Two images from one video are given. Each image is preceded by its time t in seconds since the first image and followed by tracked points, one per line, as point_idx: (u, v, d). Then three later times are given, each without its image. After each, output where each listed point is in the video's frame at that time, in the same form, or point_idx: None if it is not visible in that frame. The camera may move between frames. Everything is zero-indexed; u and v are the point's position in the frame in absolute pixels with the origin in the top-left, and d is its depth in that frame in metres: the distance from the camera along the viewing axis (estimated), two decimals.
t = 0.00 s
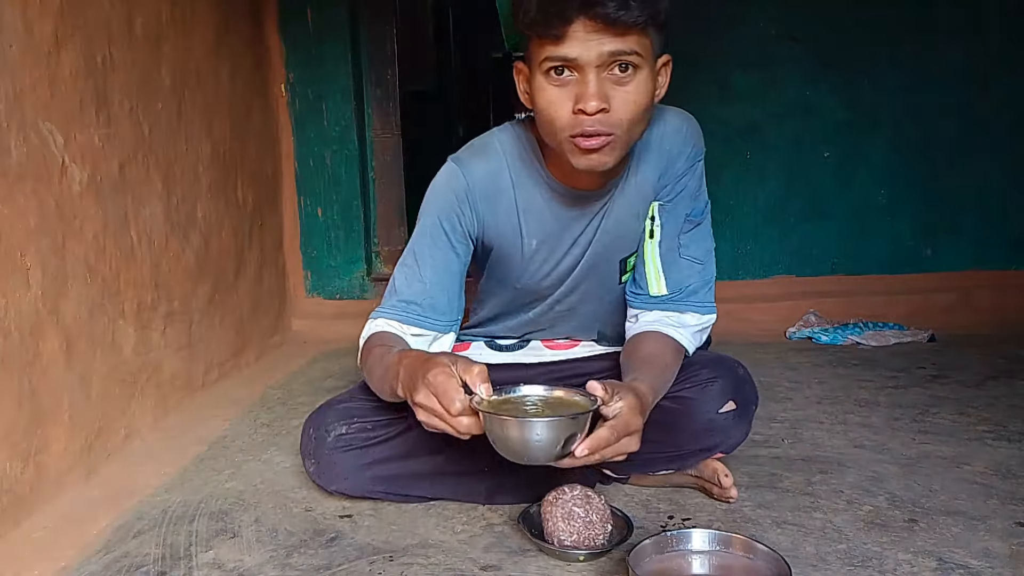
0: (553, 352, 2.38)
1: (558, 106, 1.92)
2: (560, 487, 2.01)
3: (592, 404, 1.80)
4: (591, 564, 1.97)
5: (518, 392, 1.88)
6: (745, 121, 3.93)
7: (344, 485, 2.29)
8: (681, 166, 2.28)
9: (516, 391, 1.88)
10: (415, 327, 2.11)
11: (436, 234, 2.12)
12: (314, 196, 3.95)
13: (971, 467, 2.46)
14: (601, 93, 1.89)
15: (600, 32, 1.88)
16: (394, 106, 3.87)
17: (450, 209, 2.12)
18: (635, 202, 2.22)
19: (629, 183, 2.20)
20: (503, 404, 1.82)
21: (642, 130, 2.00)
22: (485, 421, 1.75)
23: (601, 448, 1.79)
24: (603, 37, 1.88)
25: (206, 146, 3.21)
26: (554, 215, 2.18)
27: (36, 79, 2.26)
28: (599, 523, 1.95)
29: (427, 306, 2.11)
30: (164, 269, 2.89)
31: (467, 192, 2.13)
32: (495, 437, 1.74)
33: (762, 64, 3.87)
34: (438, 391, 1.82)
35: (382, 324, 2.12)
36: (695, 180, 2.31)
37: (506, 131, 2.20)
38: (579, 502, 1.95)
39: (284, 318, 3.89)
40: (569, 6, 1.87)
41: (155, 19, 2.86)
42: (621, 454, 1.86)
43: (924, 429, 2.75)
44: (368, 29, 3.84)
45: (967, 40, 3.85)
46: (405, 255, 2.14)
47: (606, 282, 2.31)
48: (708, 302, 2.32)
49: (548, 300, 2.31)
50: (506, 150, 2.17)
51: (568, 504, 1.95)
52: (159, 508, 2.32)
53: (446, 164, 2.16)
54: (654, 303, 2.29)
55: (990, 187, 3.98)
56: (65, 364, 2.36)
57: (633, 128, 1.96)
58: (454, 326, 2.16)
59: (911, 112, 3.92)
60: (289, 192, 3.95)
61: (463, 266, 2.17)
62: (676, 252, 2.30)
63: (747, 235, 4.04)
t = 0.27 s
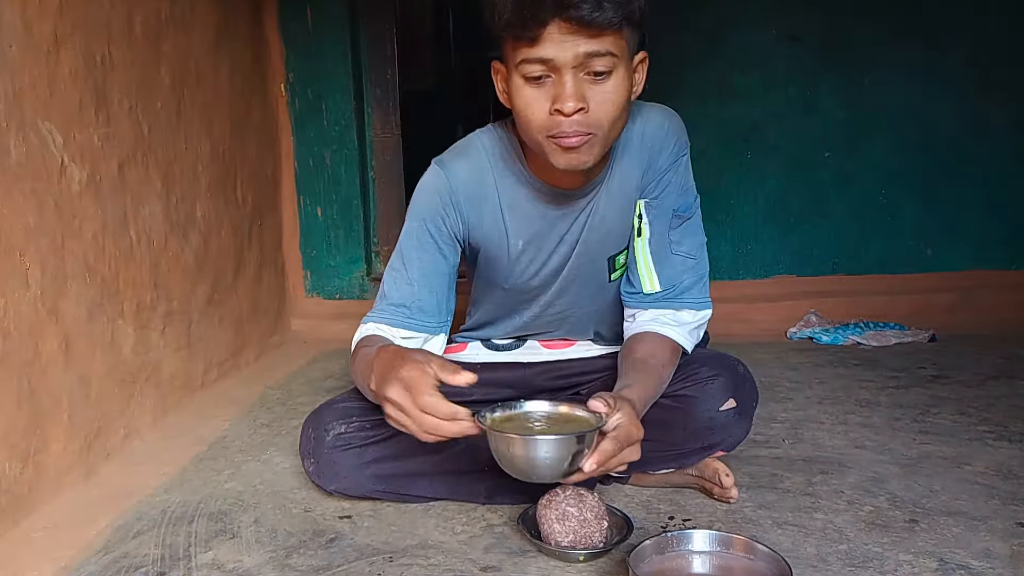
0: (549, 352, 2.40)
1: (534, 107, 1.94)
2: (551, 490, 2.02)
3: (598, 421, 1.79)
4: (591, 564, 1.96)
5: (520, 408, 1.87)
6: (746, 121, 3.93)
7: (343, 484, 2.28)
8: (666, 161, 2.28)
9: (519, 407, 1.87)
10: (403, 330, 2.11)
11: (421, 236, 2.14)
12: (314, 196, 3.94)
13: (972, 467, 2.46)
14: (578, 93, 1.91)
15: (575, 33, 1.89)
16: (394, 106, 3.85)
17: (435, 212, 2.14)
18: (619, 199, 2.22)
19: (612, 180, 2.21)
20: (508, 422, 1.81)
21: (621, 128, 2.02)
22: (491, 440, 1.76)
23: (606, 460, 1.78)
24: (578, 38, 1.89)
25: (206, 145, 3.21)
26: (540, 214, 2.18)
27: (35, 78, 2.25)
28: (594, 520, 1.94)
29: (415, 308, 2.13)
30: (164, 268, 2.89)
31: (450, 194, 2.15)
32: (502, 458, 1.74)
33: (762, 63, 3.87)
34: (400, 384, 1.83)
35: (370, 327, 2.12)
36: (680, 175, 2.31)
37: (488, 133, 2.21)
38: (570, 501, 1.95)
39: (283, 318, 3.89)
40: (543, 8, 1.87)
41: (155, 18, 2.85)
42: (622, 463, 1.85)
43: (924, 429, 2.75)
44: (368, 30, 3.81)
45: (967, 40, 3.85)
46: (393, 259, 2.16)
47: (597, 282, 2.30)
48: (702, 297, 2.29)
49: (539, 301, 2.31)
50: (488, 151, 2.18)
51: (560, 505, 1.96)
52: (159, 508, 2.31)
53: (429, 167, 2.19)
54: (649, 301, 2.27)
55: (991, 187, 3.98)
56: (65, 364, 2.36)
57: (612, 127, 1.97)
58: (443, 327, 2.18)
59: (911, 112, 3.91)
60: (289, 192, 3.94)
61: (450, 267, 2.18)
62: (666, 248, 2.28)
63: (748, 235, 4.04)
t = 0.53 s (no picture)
0: (550, 352, 2.40)
1: (536, 112, 1.94)
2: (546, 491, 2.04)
3: (610, 425, 1.78)
4: (592, 564, 1.96)
5: (532, 408, 1.90)
6: (746, 121, 3.92)
7: (343, 485, 2.28)
8: (667, 163, 2.27)
9: (531, 408, 1.89)
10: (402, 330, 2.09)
11: (422, 234, 2.14)
12: (314, 196, 3.94)
13: (972, 467, 2.46)
14: (579, 98, 1.91)
15: (577, 38, 1.87)
16: (394, 106, 3.85)
17: (436, 211, 2.14)
18: (621, 200, 2.22)
19: (614, 181, 2.21)
20: (519, 424, 1.82)
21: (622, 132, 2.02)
22: (501, 439, 1.77)
23: (614, 463, 1.78)
24: (580, 43, 1.88)
25: (206, 145, 3.21)
26: (540, 214, 2.18)
27: (35, 79, 2.25)
28: (589, 519, 1.94)
29: (417, 306, 2.09)
30: (164, 268, 2.88)
31: (451, 193, 2.15)
32: (512, 457, 1.75)
33: (762, 63, 3.87)
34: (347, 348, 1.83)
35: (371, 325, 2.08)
36: (682, 176, 2.30)
37: (489, 133, 2.21)
38: (563, 501, 1.96)
39: (283, 318, 3.89)
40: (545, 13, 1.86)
41: (154, 18, 2.85)
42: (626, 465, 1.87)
43: (924, 429, 2.75)
44: (368, 31, 3.81)
45: (967, 40, 3.84)
46: (393, 258, 2.14)
47: (598, 282, 2.30)
48: (704, 299, 2.28)
49: (539, 300, 2.31)
50: (489, 151, 2.18)
51: (555, 507, 1.96)
52: (159, 508, 2.31)
53: (430, 166, 2.18)
54: (650, 303, 2.26)
55: (990, 187, 3.98)
56: (65, 363, 2.36)
57: (613, 131, 1.97)
58: (439, 325, 2.15)
59: (911, 112, 3.91)
60: (289, 192, 3.94)
61: (450, 266, 2.17)
62: (668, 250, 2.28)
63: (748, 235, 4.04)
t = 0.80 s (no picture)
0: (550, 352, 2.38)
1: (540, 111, 1.94)
2: (545, 492, 2.04)
3: (608, 422, 1.78)
4: (592, 564, 1.96)
5: (530, 408, 1.89)
6: (746, 121, 3.92)
7: (342, 485, 2.28)
8: (670, 163, 2.27)
9: (528, 408, 1.89)
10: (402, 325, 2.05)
11: (427, 231, 2.12)
12: (314, 196, 3.94)
13: (972, 467, 2.46)
14: (583, 98, 1.90)
15: (582, 38, 1.87)
16: (394, 106, 3.86)
17: (440, 208, 2.13)
18: (623, 200, 2.22)
19: (616, 181, 2.21)
20: (516, 424, 1.82)
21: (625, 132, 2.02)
22: (499, 441, 1.76)
23: (613, 460, 1.78)
24: (584, 43, 1.87)
25: (206, 145, 3.21)
26: (544, 213, 2.18)
27: (35, 79, 2.25)
28: (588, 518, 1.95)
29: (422, 302, 2.07)
30: (164, 268, 2.89)
31: (456, 190, 2.14)
32: (509, 458, 1.75)
33: (762, 63, 3.87)
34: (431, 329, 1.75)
35: (375, 319, 2.05)
36: (684, 177, 2.30)
37: (493, 131, 2.21)
38: (563, 501, 1.96)
39: (284, 318, 3.89)
40: (551, 12, 1.85)
41: (155, 19, 2.85)
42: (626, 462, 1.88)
43: (924, 429, 2.75)
44: (368, 31, 3.82)
45: (967, 40, 3.85)
46: (397, 254, 2.12)
47: (599, 282, 2.31)
48: (704, 300, 2.29)
49: (541, 299, 2.31)
50: (494, 149, 2.18)
51: (554, 506, 1.96)
52: (159, 508, 2.31)
53: (434, 163, 2.17)
54: (650, 303, 2.27)
55: (990, 188, 3.98)
56: (65, 363, 2.36)
57: (616, 131, 1.97)
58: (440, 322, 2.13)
59: (911, 112, 3.91)
60: (289, 192, 3.94)
61: (454, 263, 2.16)
62: (669, 250, 2.28)
63: (748, 235, 4.04)
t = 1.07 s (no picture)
0: (550, 351, 2.40)
1: (545, 108, 1.94)
2: (544, 492, 2.04)
3: (608, 418, 1.80)
4: (592, 564, 1.96)
5: (529, 403, 1.90)
6: (746, 121, 3.92)
7: (342, 485, 2.28)
8: (674, 164, 2.28)
9: (528, 402, 1.89)
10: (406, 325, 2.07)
11: (428, 230, 2.12)
12: (314, 195, 3.94)
13: (972, 467, 2.46)
14: (587, 95, 1.90)
15: (587, 35, 1.88)
16: (394, 106, 3.86)
17: (441, 205, 2.13)
18: (626, 200, 2.22)
19: (620, 181, 2.21)
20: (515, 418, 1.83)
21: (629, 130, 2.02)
22: (498, 436, 1.77)
23: (612, 456, 1.77)
24: (590, 41, 1.88)
25: (206, 145, 3.21)
26: (545, 212, 2.18)
27: (35, 79, 2.25)
28: (588, 518, 1.94)
29: (422, 301, 2.08)
30: (164, 268, 2.89)
31: (457, 188, 2.14)
32: (509, 454, 1.75)
33: (762, 63, 3.87)
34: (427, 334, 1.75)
35: (376, 317, 2.07)
36: (687, 178, 2.31)
37: (495, 130, 2.21)
38: (563, 501, 1.96)
39: (284, 318, 3.89)
40: (557, 8, 1.86)
41: (155, 18, 2.85)
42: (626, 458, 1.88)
43: (924, 429, 2.75)
44: (368, 31, 3.81)
45: (967, 40, 3.85)
46: (398, 251, 2.13)
47: (600, 282, 2.30)
48: (705, 300, 2.29)
49: (542, 299, 2.30)
50: (496, 148, 2.18)
51: (554, 506, 1.96)
52: (159, 508, 2.31)
53: (436, 161, 2.16)
54: (651, 302, 2.27)
55: (990, 188, 3.98)
56: (64, 363, 2.36)
57: (620, 129, 1.97)
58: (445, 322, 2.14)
59: (911, 112, 3.91)
60: (289, 192, 3.94)
61: (455, 261, 2.16)
62: (671, 250, 2.29)
63: (748, 235, 4.04)
